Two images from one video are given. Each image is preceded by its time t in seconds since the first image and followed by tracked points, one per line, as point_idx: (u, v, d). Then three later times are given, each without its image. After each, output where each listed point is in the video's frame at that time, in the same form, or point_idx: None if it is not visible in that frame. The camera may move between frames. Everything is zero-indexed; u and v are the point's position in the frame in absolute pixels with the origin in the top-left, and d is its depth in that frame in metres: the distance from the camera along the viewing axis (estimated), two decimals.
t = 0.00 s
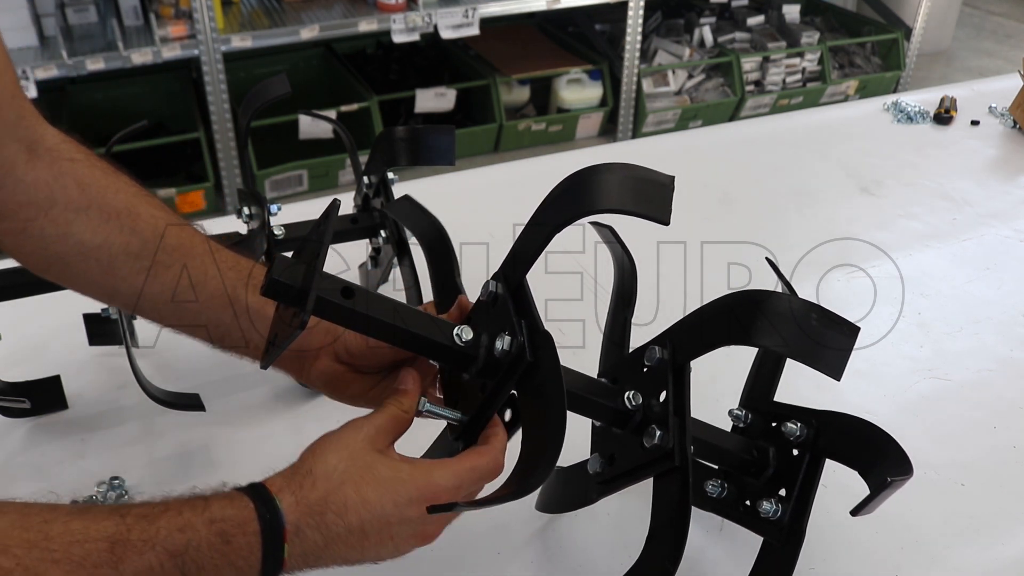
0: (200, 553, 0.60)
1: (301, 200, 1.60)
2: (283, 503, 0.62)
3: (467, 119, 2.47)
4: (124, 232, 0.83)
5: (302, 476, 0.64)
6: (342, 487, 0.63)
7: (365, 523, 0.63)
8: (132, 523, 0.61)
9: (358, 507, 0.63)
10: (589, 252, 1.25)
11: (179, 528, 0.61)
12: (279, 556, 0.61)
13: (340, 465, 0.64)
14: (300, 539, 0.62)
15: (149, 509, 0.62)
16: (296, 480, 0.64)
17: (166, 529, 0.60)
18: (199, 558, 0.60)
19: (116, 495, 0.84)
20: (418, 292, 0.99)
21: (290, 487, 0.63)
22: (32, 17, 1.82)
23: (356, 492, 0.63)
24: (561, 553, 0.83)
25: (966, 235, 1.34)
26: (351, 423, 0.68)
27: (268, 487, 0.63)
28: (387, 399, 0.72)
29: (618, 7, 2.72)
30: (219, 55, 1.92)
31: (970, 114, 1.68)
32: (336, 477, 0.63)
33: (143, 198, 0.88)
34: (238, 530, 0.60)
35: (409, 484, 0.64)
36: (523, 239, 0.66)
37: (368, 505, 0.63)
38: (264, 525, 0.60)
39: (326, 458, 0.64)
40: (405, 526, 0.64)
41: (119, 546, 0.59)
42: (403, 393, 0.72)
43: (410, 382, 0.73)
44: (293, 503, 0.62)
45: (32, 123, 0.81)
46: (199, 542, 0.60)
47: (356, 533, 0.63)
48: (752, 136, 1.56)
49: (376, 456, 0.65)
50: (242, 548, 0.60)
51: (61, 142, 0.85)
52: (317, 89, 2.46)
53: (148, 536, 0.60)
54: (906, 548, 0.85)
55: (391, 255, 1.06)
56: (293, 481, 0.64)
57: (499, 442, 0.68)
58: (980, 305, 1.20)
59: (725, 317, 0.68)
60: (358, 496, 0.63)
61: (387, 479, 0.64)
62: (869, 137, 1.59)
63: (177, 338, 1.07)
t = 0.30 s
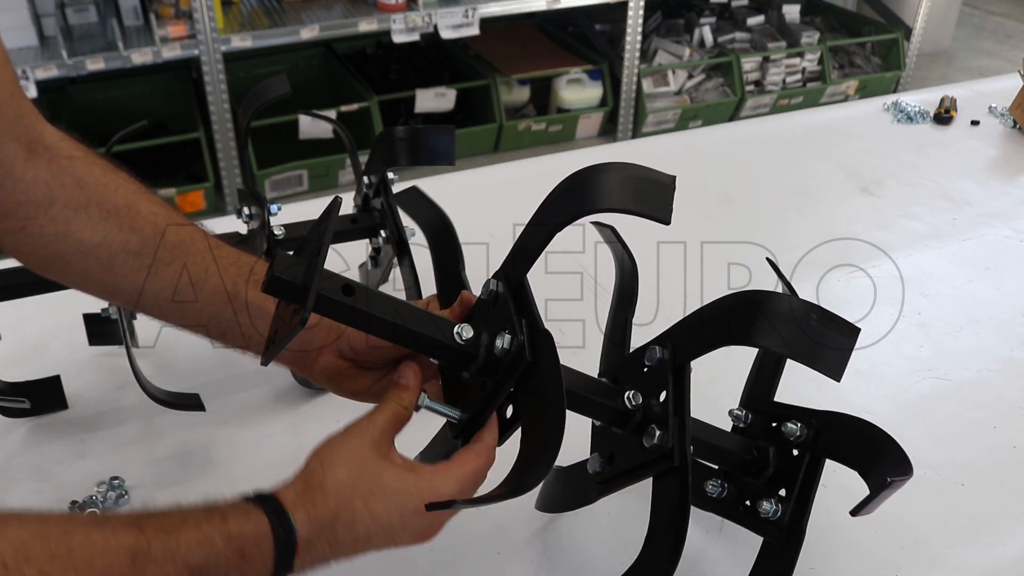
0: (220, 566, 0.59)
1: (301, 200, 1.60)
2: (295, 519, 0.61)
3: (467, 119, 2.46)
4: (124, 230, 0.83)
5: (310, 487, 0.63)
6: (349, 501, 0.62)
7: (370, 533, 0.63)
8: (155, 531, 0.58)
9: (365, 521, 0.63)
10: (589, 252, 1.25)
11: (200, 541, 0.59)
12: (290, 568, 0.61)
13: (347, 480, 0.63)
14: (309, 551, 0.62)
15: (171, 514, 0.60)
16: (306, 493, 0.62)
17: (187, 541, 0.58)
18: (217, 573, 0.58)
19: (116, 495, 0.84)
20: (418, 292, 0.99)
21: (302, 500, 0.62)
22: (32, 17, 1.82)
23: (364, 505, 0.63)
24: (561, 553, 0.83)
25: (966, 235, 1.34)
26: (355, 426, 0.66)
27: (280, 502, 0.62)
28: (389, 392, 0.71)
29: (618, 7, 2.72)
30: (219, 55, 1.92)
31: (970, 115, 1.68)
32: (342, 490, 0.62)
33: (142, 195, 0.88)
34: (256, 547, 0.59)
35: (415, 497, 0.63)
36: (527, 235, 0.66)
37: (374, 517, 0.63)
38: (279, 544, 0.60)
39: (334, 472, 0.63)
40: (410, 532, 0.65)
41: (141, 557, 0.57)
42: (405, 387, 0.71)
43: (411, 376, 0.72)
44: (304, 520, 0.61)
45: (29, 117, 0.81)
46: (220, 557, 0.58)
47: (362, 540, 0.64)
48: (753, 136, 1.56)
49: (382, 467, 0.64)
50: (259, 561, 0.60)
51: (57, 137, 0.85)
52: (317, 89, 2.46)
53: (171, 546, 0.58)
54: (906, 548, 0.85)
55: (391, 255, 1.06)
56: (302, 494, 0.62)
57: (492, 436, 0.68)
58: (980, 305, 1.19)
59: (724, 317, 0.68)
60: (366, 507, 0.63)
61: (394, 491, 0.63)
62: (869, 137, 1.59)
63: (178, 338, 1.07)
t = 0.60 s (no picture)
0: None
1: (301, 200, 1.60)
2: (306, 529, 0.61)
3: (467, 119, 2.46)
4: (124, 227, 0.83)
5: (324, 494, 0.62)
6: (365, 506, 0.62)
7: (388, 539, 0.63)
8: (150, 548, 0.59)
9: (382, 525, 0.62)
10: (589, 252, 1.25)
11: (197, 557, 0.59)
12: None
13: (362, 485, 0.62)
14: (323, 559, 0.62)
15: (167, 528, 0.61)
16: (318, 502, 0.62)
17: (185, 558, 0.59)
18: None
19: (116, 494, 0.84)
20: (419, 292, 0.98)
21: (314, 507, 0.62)
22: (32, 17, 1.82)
23: (381, 509, 0.62)
24: (561, 553, 0.83)
25: (966, 235, 1.34)
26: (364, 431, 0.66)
27: (290, 511, 0.61)
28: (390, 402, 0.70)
29: (618, 7, 2.72)
30: (219, 55, 1.92)
31: (970, 114, 1.68)
32: (358, 495, 0.62)
33: (142, 191, 0.88)
34: (259, 561, 0.59)
35: (431, 498, 0.64)
36: (528, 234, 0.66)
37: (391, 521, 0.63)
38: (285, 555, 0.60)
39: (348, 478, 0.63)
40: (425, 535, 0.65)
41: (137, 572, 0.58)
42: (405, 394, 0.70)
43: (414, 385, 0.71)
44: (317, 529, 0.61)
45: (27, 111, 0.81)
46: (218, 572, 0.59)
47: (379, 545, 0.64)
48: (753, 136, 1.56)
49: (395, 470, 0.64)
50: None
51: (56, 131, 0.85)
52: (317, 89, 2.46)
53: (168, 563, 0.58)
54: (906, 548, 0.85)
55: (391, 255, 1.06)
56: (314, 502, 0.62)
57: (495, 439, 0.69)
58: (980, 305, 1.19)
59: (724, 317, 0.68)
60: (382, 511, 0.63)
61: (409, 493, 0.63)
62: (869, 137, 1.59)
63: (178, 338, 1.07)
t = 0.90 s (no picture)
0: (234, 553, 0.59)
1: (300, 200, 1.60)
2: (321, 495, 0.62)
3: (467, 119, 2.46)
4: (119, 244, 0.83)
5: (342, 464, 0.63)
6: (384, 477, 0.63)
7: (406, 515, 0.64)
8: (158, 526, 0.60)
9: (401, 498, 0.63)
10: (589, 252, 1.25)
11: (207, 530, 0.60)
12: (315, 552, 0.60)
13: (381, 457, 0.63)
14: (339, 531, 0.62)
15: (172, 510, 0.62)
16: (337, 472, 0.63)
17: (194, 532, 0.59)
18: (231, 561, 0.59)
19: (116, 495, 0.84)
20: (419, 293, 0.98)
21: (329, 476, 0.63)
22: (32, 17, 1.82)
23: (400, 482, 0.63)
24: (560, 553, 0.83)
25: (966, 235, 1.34)
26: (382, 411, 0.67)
27: (304, 479, 0.62)
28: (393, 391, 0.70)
29: (618, 7, 2.72)
30: (219, 55, 1.92)
31: (970, 115, 1.68)
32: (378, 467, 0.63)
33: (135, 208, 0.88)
34: (272, 528, 0.60)
35: (449, 473, 0.64)
36: (522, 236, 0.66)
37: (410, 494, 0.63)
38: (299, 518, 0.60)
39: (368, 449, 0.64)
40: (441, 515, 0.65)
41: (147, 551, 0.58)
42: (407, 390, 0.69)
43: (417, 371, 0.71)
44: (334, 496, 0.62)
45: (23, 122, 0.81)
46: (232, 543, 0.59)
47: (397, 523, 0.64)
48: (753, 136, 1.56)
49: (412, 446, 0.65)
50: (278, 545, 0.59)
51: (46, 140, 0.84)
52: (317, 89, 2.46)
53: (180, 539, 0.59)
54: (906, 548, 0.85)
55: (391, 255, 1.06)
56: (332, 472, 0.63)
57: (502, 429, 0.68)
58: (980, 305, 1.19)
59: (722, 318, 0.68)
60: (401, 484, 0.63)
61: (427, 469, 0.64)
62: (869, 137, 1.59)
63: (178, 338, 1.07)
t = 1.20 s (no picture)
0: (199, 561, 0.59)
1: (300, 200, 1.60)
2: (278, 514, 0.62)
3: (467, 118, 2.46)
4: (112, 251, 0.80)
5: (294, 486, 0.64)
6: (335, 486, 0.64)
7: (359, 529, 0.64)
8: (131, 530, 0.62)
9: (353, 513, 0.63)
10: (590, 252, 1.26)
11: (176, 538, 0.61)
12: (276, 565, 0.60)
13: (329, 477, 0.64)
14: (296, 548, 0.61)
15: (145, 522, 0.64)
16: (291, 490, 0.64)
17: (162, 539, 0.60)
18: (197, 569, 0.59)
19: (116, 494, 0.84)
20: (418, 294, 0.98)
21: (284, 497, 0.63)
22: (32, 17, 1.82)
23: (347, 499, 0.63)
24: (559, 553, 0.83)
25: (966, 235, 1.34)
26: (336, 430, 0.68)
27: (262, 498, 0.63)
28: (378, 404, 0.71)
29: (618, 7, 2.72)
30: (219, 55, 1.93)
31: (970, 114, 1.68)
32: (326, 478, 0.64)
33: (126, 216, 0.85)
34: (235, 540, 0.60)
35: (398, 489, 0.65)
36: (517, 234, 0.63)
37: (360, 511, 0.63)
38: (261, 533, 0.60)
39: (319, 467, 0.64)
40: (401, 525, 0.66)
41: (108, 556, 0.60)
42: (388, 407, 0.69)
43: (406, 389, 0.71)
44: (289, 514, 0.62)
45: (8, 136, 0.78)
46: (197, 552, 0.59)
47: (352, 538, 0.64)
48: (753, 136, 1.56)
49: (364, 461, 0.65)
50: (241, 556, 0.59)
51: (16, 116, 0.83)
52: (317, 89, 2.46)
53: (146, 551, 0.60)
54: (906, 548, 0.85)
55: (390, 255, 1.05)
56: (287, 491, 0.64)
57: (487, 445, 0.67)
58: (980, 305, 1.20)
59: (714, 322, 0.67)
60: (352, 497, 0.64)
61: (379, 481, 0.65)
62: (869, 137, 1.59)
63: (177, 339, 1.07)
